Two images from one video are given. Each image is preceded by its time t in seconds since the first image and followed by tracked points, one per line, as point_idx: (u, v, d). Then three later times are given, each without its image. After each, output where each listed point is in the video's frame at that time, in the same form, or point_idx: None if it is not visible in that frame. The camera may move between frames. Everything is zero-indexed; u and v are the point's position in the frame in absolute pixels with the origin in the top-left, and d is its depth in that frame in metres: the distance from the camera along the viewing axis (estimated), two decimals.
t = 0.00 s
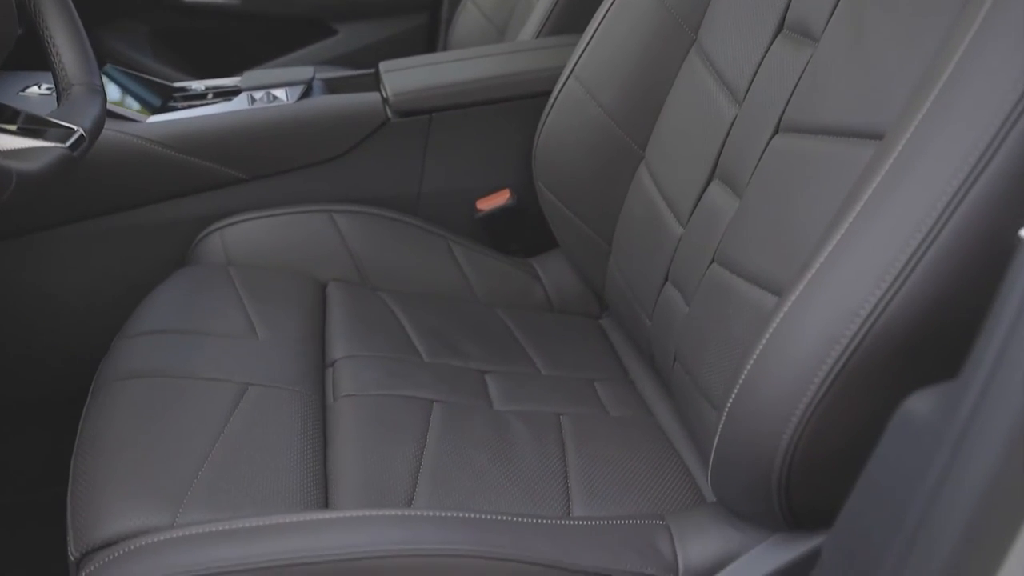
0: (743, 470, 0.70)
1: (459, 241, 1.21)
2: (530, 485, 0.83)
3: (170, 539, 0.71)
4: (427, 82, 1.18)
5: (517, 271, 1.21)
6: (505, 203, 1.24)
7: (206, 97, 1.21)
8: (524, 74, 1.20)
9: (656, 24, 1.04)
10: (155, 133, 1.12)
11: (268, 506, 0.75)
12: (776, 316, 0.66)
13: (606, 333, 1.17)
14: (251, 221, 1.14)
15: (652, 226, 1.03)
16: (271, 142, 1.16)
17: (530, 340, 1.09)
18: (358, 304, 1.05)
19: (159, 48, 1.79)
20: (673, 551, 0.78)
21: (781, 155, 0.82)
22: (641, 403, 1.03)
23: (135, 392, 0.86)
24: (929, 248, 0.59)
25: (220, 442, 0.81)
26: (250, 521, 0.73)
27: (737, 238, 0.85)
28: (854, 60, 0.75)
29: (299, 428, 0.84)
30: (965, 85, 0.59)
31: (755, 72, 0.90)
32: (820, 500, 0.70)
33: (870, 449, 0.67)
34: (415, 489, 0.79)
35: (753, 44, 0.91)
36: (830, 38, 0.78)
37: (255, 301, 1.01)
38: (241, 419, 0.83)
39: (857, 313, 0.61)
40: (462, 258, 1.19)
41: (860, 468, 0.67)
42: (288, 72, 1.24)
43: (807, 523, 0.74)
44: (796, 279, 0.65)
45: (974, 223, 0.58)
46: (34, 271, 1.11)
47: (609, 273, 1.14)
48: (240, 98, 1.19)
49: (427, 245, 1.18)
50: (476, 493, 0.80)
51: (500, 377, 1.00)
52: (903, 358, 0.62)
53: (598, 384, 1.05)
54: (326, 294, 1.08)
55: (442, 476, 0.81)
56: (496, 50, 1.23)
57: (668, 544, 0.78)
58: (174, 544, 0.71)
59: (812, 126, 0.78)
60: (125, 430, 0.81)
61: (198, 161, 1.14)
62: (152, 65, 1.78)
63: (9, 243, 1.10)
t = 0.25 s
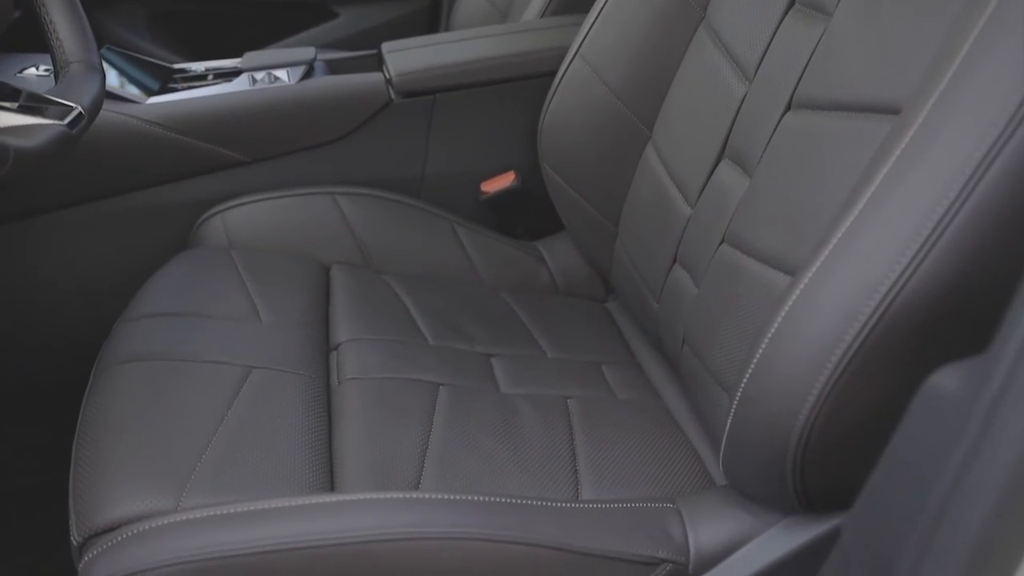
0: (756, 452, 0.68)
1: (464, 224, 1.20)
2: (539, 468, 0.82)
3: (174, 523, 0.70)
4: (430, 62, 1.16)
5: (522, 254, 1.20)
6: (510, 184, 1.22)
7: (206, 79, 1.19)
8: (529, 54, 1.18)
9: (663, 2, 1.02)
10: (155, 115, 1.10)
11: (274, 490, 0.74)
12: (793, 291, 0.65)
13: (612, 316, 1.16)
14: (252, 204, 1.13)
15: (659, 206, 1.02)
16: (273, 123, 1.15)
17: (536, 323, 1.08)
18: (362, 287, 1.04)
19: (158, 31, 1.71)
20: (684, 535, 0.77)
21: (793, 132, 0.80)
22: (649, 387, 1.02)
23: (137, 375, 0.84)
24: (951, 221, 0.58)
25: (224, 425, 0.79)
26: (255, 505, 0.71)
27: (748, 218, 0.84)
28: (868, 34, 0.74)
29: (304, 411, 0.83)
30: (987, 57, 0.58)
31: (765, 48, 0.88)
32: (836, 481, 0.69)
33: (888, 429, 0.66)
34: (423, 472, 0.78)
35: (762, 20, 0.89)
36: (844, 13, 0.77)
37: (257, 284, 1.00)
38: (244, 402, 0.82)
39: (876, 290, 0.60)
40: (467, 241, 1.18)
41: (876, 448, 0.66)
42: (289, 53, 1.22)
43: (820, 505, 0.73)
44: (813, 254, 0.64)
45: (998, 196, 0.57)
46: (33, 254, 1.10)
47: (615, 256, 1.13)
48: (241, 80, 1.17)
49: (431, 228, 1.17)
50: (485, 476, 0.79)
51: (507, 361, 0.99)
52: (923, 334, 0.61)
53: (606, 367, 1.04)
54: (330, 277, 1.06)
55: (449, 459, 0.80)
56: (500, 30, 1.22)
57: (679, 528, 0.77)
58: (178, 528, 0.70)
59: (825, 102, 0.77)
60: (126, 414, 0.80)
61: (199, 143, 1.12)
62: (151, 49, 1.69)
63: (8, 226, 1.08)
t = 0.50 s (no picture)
0: (769, 440, 0.67)
1: (468, 213, 1.19)
2: (547, 458, 0.81)
3: (179, 515, 0.69)
4: (433, 49, 1.15)
5: (527, 244, 1.19)
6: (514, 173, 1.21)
7: (206, 67, 1.18)
8: (533, 40, 1.17)
9: None
10: (156, 103, 1.09)
11: (279, 482, 0.73)
12: (806, 278, 0.64)
13: (618, 305, 1.15)
14: (254, 193, 1.11)
15: (666, 193, 1.00)
16: (274, 112, 1.13)
17: (542, 312, 1.07)
18: (366, 277, 1.03)
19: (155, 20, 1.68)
20: (694, 525, 0.76)
21: (803, 116, 0.79)
22: (656, 375, 1.01)
23: (138, 366, 0.83)
24: (969, 204, 0.57)
25: (228, 416, 0.78)
26: (260, 496, 0.70)
27: (758, 203, 0.83)
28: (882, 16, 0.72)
29: (309, 401, 0.82)
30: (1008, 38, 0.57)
31: (775, 31, 0.87)
32: (849, 470, 0.68)
33: (903, 416, 0.64)
34: (429, 462, 0.77)
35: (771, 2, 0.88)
36: None
37: (260, 274, 0.99)
38: (248, 392, 0.81)
39: (893, 274, 0.59)
40: (471, 229, 1.17)
41: (889, 436, 0.65)
42: (289, 39, 1.20)
43: (832, 495, 0.72)
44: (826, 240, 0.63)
45: (1016, 180, 0.56)
46: (34, 244, 1.09)
47: (621, 244, 1.12)
48: (241, 68, 1.16)
49: (435, 217, 1.15)
50: (492, 466, 0.78)
51: (513, 350, 0.98)
52: (940, 320, 0.60)
53: (612, 356, 1.02)
54: (333, 267, 1.05)
55: (456, 449, 0.79)
56: (503, 16, 1.20)
57: (690, 518, 0.76)
58: (183, 520, 0.69)
59: (837, 85, 0.76)
60: (128, 406, 0.79)
61: (200, 132, 1.11)
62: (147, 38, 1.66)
63: (8, 216, 1.07)
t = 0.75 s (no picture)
0: (781, 431, 0.66)
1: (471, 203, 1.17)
2: (554, 451, 0.79)
3: (181, 510, 0.68)
4: (435, 37, 1.13)
5: (530, 234, 1.17)
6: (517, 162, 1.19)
7: (205, 56, 1.16)
8: (535, 28, 1.15)
9: None
10: (154, 93, 1.07)
11: (282, 476, 0.72)
12: (820, 265, 0.62)
13: (623, 296, 1.14)
14: (254, 183, 1.10)
15: (672, 181, 0.99)
16: (274, 101, 1.12)
17: (547, 303, 1.06)
18: (368, 268, 1.01)
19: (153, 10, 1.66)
20: (704, 517, 0.75)
21: (813, 101, 0.78)
22: (662, 366, 1.00)
23: (138, 359, 0.82)
24: (988, 188, 0.56)
25: (230, 409, 0.77)
26: (263, 490, 0.69)
27: (767, 190, 0.81)
28: None
29: (311, 393, 0.81)
30: None
31: (782, 15, 0.85)
32: (862, 460, 0.67)
33: (918, 405, 0.63)
34: (435, 455, 0.76)
35: None
36: None
37: (261, 265, 0.98)
38: (250, 385, 0.80)
39: (910, 260, 0.58)
40: (474, 219, 1.15)
41: (903, 426, 0.64)
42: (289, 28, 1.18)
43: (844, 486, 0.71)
44: (841, 225, 0.62)
45: None
46: (32, 236, 1.08)
47: (626, 234, 1.10)
48: (241, 57, 1.14)
49: (437, 207, 1.14)
50: (498, 459, 0.77)
51: (518, 341, 0.96)
52: (958, 306, 0.58)
53: (618, 347, 1.01)
54: (335, 258, 1.04)
55: (462, 442, 0.78)
56: (505, 3, 1.19)
57: (699, 509, 0.75)
58: (185, 515, 0.67)
59: (848, 69, 0.74)
60: (128, 399, 0.78)
61: (199, 121, 1.09)
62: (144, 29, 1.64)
63: (6, 208, 1.06)
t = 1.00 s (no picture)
0: (792, 422, 0.65)
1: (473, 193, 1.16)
2: (560, 444, 0.78)
3: (182, 506, 0.67)
4: (435, 25, 1.12)
5: (533, 225, 1.16)
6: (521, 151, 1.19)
7: (203, 45, 1.15)
8: (537, 16, 1.14)
9: None
10: (152, 83, 1.06)
11: (285, 470, 0.70)
12: (833, 252, 0.61)
13: (627, 286, 1.12)
14: (253, 174, 1.09)
15: (677, 169, 0.98)
16: (273, 91, 1.10)
17: (551, 294, 1.04)
18: (369, 260, 1.00)
19: None
20: (714, 510, 0.74)
21: (823, 86, 0.76)
22: (668, 357, 0.99)
23: (136, 352, 0.81)
24: (1007, 172, 0.54)
25: (230, 402, 0.76)
26: (264, 485, 0.68)
27: (775, 177, 0.80)
28: None
29: (313, 386, 0.79)
30: None
31: None
32: (875, 452, 0.65)
33: (932, 395, 0.62)
34: (439, 449, 0.75)
35: None
36: None
37: (261, 257, 0.96)
38: (251, 378, 0.79)
39: (928, 247, 0.57)
40: (476, 210, 1.14)
41: (917, 416, 0.63)
42: (287, 16, 1.15)
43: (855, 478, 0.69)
44: (855, 212, 0.61)
45: None
46: (29, 229, 1.06)
47: (630, 223, 1.09)
48: (238, 46, 1.12)
49: (439, 198, 1.13)
50: (504, 452, 0.75)
51: (522, 333, 0.95)
52: (976, 293, 0.57)
53: (623, 338, 1.00)
54: (336, 249, 1.02)
55: (466, 435, 0.76)
56: None
57: (708, 502, 0.74)
58: (185, 511, 0.66)
59: (858, 54, 0.73)
60: (126, 393, 0.77)
61: (197, 111, 1.08)
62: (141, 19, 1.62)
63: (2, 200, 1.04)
